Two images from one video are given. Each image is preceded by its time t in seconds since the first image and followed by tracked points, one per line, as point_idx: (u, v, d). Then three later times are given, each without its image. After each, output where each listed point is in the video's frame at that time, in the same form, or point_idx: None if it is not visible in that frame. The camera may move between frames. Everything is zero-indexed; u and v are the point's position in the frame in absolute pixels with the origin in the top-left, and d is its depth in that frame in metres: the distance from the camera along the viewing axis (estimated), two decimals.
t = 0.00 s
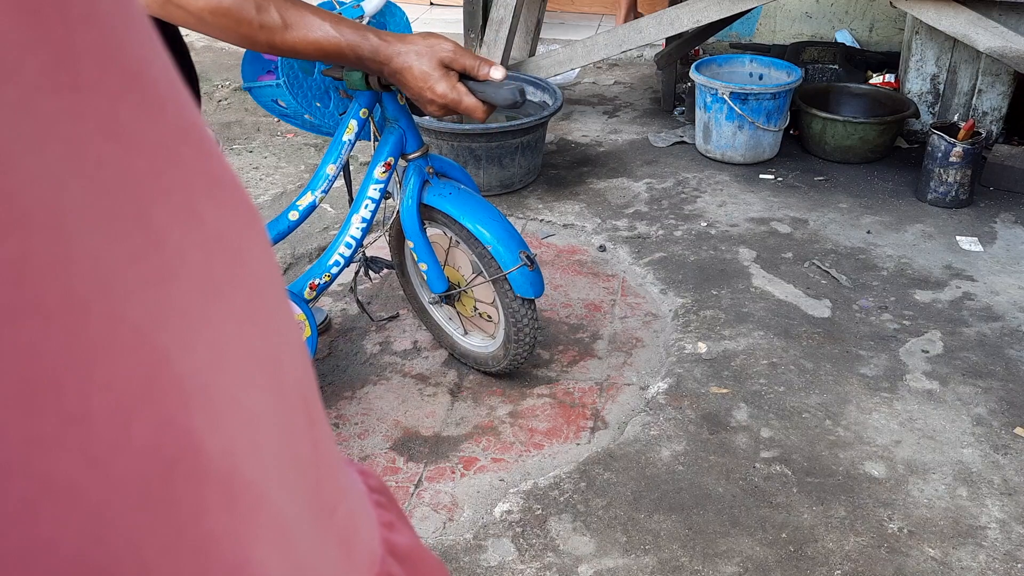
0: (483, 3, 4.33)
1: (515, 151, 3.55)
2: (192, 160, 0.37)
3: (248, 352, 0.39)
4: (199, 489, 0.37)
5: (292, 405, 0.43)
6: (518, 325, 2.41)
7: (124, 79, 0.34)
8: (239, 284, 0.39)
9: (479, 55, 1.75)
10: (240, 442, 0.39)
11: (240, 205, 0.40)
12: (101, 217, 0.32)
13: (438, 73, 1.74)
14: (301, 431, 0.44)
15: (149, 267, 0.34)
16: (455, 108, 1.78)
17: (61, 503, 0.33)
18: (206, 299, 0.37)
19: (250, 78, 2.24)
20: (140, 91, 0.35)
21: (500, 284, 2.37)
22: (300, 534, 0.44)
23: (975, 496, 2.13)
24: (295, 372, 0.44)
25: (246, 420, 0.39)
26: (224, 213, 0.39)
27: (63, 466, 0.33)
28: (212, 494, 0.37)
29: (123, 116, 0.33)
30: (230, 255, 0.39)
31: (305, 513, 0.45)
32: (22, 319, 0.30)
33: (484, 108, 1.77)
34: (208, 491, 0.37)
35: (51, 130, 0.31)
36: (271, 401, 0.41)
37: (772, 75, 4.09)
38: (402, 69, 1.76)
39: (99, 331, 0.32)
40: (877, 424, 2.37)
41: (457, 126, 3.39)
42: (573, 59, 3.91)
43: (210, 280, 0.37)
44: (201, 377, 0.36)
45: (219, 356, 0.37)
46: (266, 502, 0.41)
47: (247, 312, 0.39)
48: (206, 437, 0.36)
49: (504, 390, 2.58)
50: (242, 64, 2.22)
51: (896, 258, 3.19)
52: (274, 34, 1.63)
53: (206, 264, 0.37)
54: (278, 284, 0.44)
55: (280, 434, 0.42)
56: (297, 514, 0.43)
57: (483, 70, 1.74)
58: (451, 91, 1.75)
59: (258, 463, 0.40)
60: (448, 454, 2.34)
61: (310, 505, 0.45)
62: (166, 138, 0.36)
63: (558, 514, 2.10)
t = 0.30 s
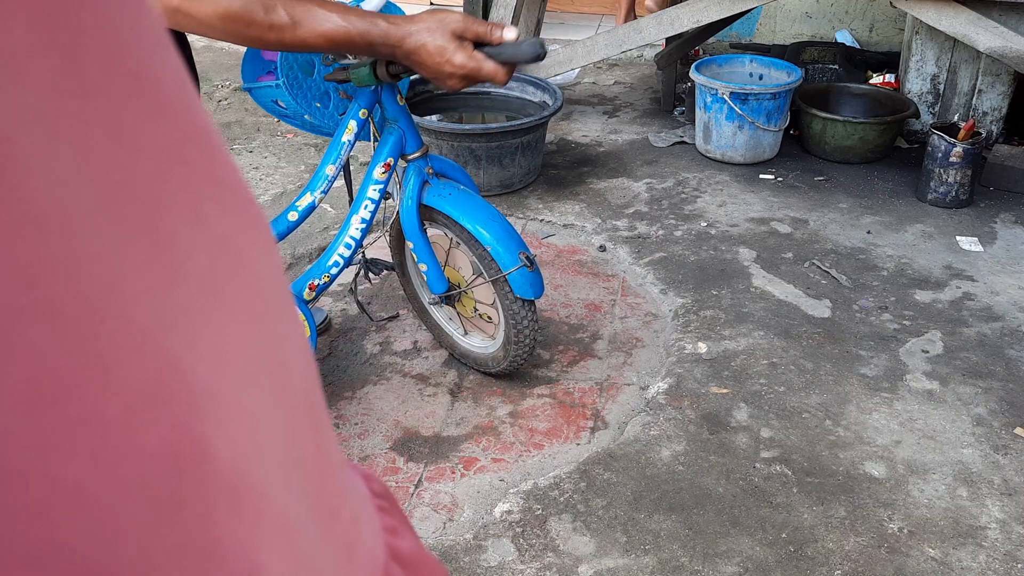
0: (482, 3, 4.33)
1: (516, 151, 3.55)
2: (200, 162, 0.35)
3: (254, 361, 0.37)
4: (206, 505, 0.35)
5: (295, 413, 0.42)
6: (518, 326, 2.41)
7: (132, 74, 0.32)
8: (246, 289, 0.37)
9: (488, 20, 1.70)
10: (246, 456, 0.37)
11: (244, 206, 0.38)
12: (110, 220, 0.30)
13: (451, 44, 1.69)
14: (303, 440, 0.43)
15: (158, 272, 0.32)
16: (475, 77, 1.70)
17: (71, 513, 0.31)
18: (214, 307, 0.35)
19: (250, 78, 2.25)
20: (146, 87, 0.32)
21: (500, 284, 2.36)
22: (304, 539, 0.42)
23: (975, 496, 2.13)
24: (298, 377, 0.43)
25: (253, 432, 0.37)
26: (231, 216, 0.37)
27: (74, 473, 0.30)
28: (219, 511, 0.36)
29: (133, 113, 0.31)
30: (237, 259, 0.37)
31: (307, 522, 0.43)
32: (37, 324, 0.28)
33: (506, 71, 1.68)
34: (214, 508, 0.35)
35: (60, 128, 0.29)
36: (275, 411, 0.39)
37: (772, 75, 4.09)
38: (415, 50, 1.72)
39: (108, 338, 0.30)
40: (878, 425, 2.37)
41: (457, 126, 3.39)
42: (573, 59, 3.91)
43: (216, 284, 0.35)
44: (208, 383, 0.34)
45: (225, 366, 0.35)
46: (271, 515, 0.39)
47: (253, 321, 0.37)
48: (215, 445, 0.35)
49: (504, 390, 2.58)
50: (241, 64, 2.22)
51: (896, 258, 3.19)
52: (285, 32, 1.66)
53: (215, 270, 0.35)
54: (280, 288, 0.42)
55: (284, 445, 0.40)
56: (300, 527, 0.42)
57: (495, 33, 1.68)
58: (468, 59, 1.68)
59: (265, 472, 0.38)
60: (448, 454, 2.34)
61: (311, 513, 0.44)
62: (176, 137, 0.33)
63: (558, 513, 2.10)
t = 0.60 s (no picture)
0: (482, 3, 4.33)
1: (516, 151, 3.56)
2: (232, 164, 0.34)
3: (280, 370, 0.36)
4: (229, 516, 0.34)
5: (317, 423, 0.41)
6: (519, 330, 2.41)
7: (168, 77, 0.31)
8: (274, 296, 0.36)
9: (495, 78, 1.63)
10: (271, 465, 0.36)
11: (272, 212, 0.37)
12: (144, 228, 0.29)
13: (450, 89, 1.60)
14: (324, 453, 0.42)
15: (191, 282, 0.31)
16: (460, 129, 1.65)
17: (92, 520, 0.30)
18: (242, 314, 0.34)
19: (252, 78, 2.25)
20: (180, 91, 0.31)
21: (501, 287, 2.37)
22: (323, 557, 0.41)
23: (976, 496, 2.13)
24: (320, 388, 0.42)
25: (278, 442, 0.36)
26: (260, 222, 0.36)
27: (97, 476, 0.29)
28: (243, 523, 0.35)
29: (166, 118, 0.30)
30: (265, 265, 0.36)
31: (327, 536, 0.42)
32: (62, 325, 0.27)
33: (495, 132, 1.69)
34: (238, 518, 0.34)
35: (93, 127, 0.27)
36: (299, 421, 0.39)
37: (772, 75, 4.09)
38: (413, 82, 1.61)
39: (138, 346, 0.29)
40: (878, 425, 2.37)
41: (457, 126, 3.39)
42: (573, 59, 3.91)
43: (244, 295, 0.34)
44: (236, 395, 0.33)
45: (253, 375, 0.34)
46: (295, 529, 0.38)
47: (280, 330, 0.37)
48: (241, 458, 0.34)
49: (504, 390, 2.58)
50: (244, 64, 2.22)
51: (896, 258, 3.19)
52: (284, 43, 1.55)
53: (245, 277, 0.34)
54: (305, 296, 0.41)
55: (306, 457, 0.39)
56: (320, 540, 0.41)
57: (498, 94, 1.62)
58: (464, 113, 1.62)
59: (289, 489, 0.37)
60: (448, 454, 2.34)
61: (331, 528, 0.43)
62: (208, 144, 0.32)
63: (558, 514, 2.10)
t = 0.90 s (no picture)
0: (482, 3, 4.32)
1: (516, 151, 3.56)
2: (226, 154, 0.37)
3: (268, 345, 0.40)
4: (219, 476, 0.37)
5: (304, 398, 0.44)
6: (518, 326, 2.40)
7: (165, 72, 0.34)
8: (262, 276, 0.39)
9: (477, 55, 1.68)
10: (257, 432, 0.39)
11: (264, 199, 0.41)
12: (144, 210, 0.32)
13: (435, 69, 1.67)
14: (310, 425, 0.45)
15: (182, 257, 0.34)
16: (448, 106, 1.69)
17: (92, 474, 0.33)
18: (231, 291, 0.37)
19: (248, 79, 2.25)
20: (179, 87, 0.34)
21: (499, 284, 2.36)
22: (307, 521, 0.44)
23: (975, 496, 2.13)
24: (307, 365, 0.45)
25: (264, 411, 0.39)
26: (251, 208, 0.39)
27: (94, 429, 0.32)
28: (231, 483, 0.38)
29: (162, 108, 0.33)
30: (254, 248, 0.39)
31: (313, 504, 0.45)
32: (65, 294, 0.30)
33: (481, 107, 1.68)
34: (226, 478, 0.37)
35: (95, 119, 0.30)
36: (286, 393, 0.42)
37: (772, 75, 4.09)
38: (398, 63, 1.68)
39: (132, 312, 0.32)
40: (877, 424, 2.37)
41: (457, 126, 3.38)
42: (573, 59, 3.91)
43: (234, 274, 0.37)
44: (225, 364, 0.36)
45: (243, 347, 0.38)
46: (278, 494, 0.41)
47: (267, 306, 0.40)
48: (229, 422, 0.37)
49: (504, 390, 2.58)
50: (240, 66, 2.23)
51: (896, 258, 3.19)
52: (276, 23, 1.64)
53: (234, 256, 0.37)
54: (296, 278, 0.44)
55: (292, 429, 0.42)
56: (305, 506, 0.44)
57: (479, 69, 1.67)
58: (448, 88, 1.66)
59: (271, 457, 0.40)
60: (448, 454, 2.34)
61: (316, 496, 0.46)
62: (200, 135, 0.35)
63: (558, 513, 2.10)
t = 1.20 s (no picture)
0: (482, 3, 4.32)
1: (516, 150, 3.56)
2: (217, 145, 0.42)
3: (258, 320, 0.44)
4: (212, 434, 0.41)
5: (294, 373, 0.49)
6: (519, 326, 2.40)
7: (161, 72, 0.38)
8: (251, 258, 0.44)
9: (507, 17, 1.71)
10: (248, 397, 0.43)
11: (255, 191, 0.45)
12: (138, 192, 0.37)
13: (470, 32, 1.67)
14: (300, 398, 0.49)
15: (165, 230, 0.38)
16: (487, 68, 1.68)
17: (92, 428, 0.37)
18: (222, 268, 0.41)
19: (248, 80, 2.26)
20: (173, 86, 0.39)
21: (499, 283, 2.36)
22: (296, 485, 0.48)
23: (975, 496, 2.13)
24: (297, 343, 0.49)
25: (255, 379, 0.44)
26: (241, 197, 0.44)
27: (95, 388, 0.37)
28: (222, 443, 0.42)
29: (150, 100, 0.38)
30: (244, 231, 0.43)
31: (303, 471, 0.49)
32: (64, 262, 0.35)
33: (519, 64, 1.67)
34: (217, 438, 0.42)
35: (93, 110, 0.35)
36: (276, 366, 0.46)
37: (772, 75, 4.09)
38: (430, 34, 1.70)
39: (128, 281, 0.37)
40: (877, 424, 2.37)
41: (457, 126, 3.38)
42: (573, 59, 3.91)
43: (224, 252, 0.42)
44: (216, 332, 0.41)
45: (234, 319, 0.42)
46: (268, 456, 0.45)
47: (257, 285, 0.44)
48: (222, 386, 0.41)
49: (504, 390, 2.58)
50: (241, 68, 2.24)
51: (896, 258, 3.19)
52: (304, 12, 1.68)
53: (223, 236, 0.41)
54: (287, 264, 0.49)
55: (282, 399, 0.47)
56: (294, 471, 0.48)
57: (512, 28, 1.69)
58: (486, 48, 1.66)
59: (256, 420, 0.44)
60: (448, 454, 2.34)
61: (306, 464, 0.50)
62: (193, 127, 0.40)
63: (558, 513, 2.10)
